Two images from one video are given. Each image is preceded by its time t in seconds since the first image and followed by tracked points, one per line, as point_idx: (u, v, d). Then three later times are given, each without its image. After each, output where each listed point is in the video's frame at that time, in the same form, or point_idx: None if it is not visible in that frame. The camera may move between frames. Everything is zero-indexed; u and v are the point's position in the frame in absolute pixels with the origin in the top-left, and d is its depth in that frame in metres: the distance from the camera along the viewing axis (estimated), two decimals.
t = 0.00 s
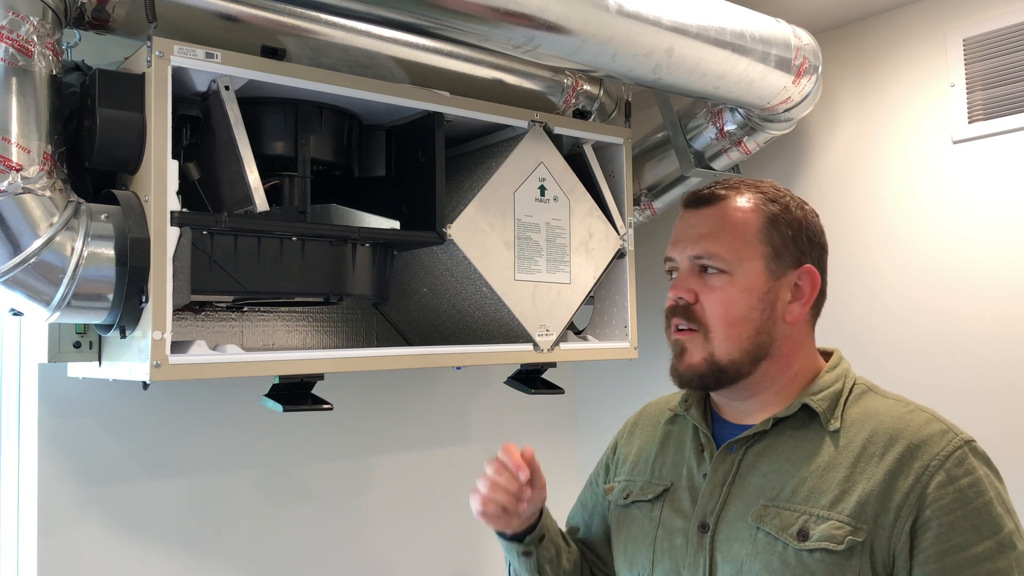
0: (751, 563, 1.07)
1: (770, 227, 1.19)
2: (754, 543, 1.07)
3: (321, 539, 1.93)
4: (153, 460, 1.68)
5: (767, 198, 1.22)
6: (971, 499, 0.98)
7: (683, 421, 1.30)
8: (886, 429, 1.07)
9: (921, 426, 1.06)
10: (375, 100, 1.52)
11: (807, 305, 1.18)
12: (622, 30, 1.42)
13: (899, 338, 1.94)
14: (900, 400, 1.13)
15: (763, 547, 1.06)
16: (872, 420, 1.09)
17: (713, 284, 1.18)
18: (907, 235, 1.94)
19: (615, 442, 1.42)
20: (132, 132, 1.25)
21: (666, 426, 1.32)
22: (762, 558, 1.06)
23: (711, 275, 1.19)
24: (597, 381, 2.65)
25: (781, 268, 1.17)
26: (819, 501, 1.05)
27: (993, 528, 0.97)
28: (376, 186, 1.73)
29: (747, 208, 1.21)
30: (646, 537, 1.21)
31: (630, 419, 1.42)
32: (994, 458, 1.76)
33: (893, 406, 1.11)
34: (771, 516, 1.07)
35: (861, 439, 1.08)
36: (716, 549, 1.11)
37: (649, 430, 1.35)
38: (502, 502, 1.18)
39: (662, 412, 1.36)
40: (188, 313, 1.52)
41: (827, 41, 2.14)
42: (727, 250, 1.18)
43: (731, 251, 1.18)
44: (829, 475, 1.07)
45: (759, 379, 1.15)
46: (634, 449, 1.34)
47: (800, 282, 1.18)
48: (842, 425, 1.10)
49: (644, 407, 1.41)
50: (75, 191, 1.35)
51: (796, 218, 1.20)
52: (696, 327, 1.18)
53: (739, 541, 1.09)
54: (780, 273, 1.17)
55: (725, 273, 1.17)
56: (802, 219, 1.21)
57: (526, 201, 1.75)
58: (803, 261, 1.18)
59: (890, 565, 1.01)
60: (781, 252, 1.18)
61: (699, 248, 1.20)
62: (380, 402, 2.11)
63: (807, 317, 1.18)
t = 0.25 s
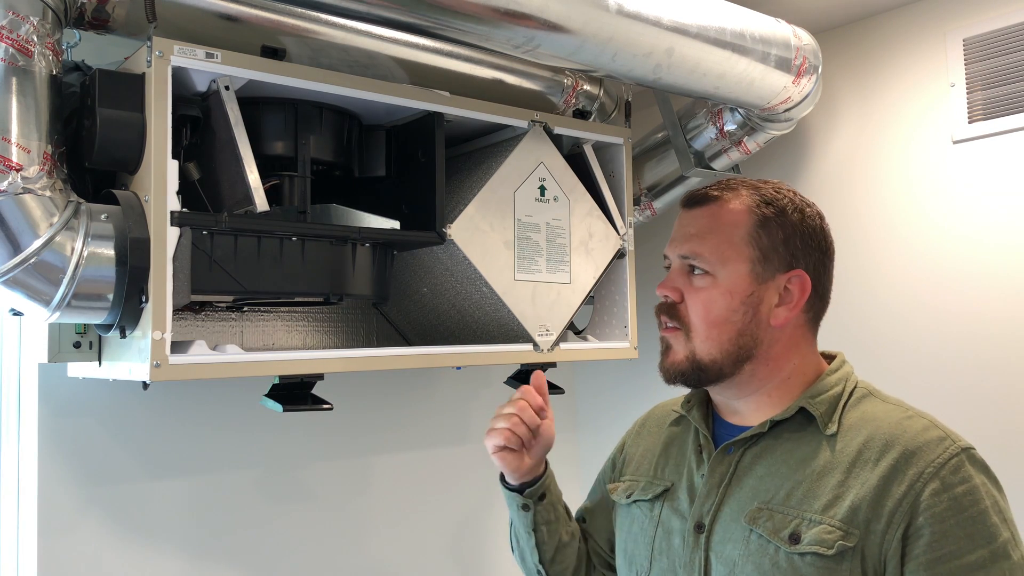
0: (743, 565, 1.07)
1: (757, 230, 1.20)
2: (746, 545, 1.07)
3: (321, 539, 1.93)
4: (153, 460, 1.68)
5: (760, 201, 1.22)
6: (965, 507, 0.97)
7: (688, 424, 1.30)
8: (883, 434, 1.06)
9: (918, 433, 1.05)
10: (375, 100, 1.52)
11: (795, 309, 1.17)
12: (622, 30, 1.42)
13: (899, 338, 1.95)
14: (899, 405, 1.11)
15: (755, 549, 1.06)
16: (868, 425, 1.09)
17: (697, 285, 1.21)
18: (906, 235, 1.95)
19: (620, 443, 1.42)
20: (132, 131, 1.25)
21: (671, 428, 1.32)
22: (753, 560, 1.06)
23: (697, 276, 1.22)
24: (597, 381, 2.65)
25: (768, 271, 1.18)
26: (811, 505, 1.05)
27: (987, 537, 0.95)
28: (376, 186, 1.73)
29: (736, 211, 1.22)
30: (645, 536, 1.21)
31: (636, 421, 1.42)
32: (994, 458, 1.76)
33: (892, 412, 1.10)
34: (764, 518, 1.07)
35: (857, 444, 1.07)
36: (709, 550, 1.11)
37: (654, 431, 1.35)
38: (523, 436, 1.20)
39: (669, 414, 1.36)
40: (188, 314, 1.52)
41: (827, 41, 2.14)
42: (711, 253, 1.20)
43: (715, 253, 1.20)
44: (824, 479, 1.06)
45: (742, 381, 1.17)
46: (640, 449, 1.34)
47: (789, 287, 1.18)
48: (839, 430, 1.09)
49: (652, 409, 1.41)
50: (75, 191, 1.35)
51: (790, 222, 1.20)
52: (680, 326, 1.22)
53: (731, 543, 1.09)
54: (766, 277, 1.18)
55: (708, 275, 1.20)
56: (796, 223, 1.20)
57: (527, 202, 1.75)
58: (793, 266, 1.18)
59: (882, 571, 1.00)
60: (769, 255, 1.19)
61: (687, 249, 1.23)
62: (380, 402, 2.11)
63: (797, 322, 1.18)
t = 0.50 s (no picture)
0: (740, 565, 1.07)
1: (761, 231, 1.20)
2: (743, 546, 1.08)
3: (321, 539, 1.93)
4: (153, 460, 1.68)
5: (763, 201, 1.22)
6: (963, 512, 0.97)
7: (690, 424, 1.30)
8: (882, 437, 1.06)
9: (919, 436, 1.04)
10: (375, 100, 1.52)
11: (799, 311, 1.17)
12: (622, 30, 1.42)
13: (900, 338, 1.94)
14: (901, 408, 1.11)
15: (752, 549, 1.07)
16: (868, 428, 1.09)
17: (700, 287, 1.21)
18: (906, 235, 1.94)
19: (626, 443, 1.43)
20: (131, 131, 1.25)
21: (676, 428, 1.32)
22: (750, 560, 1.06)
23: (700, 277, 1.22)
24: (597, 381, 2.65)
25: (771, 273, 1.18)
26: (809, 507, 1.05)
27: (984, 542, 0.95)
28: (376, 186, 1.73)
29: (740, 212, 1.22)
30: (646, 535, 1.22)
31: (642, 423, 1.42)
32: (994, 458, 1.76)
33: (893, 415, 1.10)
34: (762, 519, 1.07)
35: (857, 446, 1.07)
36: (708, 550, 1.12)
37: (659, 432, 1.35)
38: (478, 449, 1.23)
39: (674, 415, 1.36)
40: (188, 314, 1.52)
41: (827, 41, 2.14)
42: (714, 254, 1.21)
43: (718, 255, 1.20)
44: (823, 481, 1.06)
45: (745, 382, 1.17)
46: (644, 449, 1.34)
47: (793, 288, 1.18)
48: (839, 432, 1.09)
49: (658, 410, 1.41)
50: (75, 191, 1.35)
51: (794, 222, 1.20)
52: (683, 328, 1.22)
53: (729, 543, 1.09)
54: (770, 279, 1.18)
55: (711, 276, 1.20)
56: (800, 223, 1.20)
57: (527, 202, 1.75)
58: (797, 267, 1.18)
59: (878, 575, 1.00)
60: (773, 257, 1.19)
61: (690, 250, 1.24)
62: (380, 402, 2.11)
63: (801, 322, 1.18)
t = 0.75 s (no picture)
0: (737, 566, 1.07)
1: (769, 233, 1.19)
2: (740, 546, 1.07)
3: (321, 539, 1.93)
4: (153, 460, 1.68)
5: (771, 202, 1.22)
6: (958, 511, 0.97)
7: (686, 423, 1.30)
8: (878, 436, 1.06)
9: (914, 435, 1.05)
10: (375, 100, 1.52)
11: (803, 313, 1.17)
12: (622, 30, 1.42)
13: (900, 338, 1.94)
14: (896, 407, 1.11)
15: (749, 550, 1.06)
16: (864, 427, 1.09)
17: (706, 285, 1.21)
18: (906, 235, 1.94)
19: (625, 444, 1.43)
20: (131, 131, 1.25)
21: (672, 429, 1.32)
22: (747, 561, 1.06)
23: (706, 276, 1.22)
24: (597, 382, 2.65)
25: (778, 274, 1.18)
26: (806, 507, 1.05)
27: (980, 540, 0.96)
28: (376, 186, 1.73)
29: (748, 212, 1.22)
30: (644, 537, 1.22)
31: (637, 424, 1.42)
32: (994, 458, 1.76)
33: (888, 414, 1.10)
34: (759, 519, 1.07)
35: (853, 445, 1.07)
36: (706, 551, 1.11)
37: (655, 433, 1.35)
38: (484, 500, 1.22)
39: (671, 416, 1.36)
40: (188, 313, 1.52)
41: (827, 41, 2.14)
42: (722, 254, 1.20)
43: (726, 254, 1.20)
44: (820, 481, 1.06)
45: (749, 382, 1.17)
46: (640, 450, 1.34)
47: (799, 290, 1.18)
48: (836, 431, 1.09)
49: (652, 410, 1.41)
50: (75, 191, 1.35)
51: (801, 225, 1.20)
52: (687, 326, 1.22)
53: (727, 544, 1.09)
54: (776, 280, 1.18)
55: (718, 276, 1.20)
56: (808, 226, 1.20)
57: (527, 202, 1.75)
58: (802, 269, 1.19)
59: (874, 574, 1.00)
60: (780, 258, 1.19)
61: (697, 249, 1.23)
62: (380, 402, 2.11)
63: (805, 325, 1.18)
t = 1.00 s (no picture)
0: (741, 565, 1.07)
1: (790, 236, 1.18)
2: (744, 545, 1.07)
3: (321, 539, 1.93)
4: (153, 460, 1.68)
5: (789, 205, 1.21)
6: (959, 505, 0.98)
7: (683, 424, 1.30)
8: (878, 434, 1.07)
9: (913, 431, 1.05)
10: (375, 100, 1.52)
11: (818, 316, 1.18)
12: (622, 31, 1.42)
13: (899, 338, 1.95)
14: (894, 404, 1.12)
15: (753, 548, 1.06)
16: (864, 424, 1.09)
17: (731, 288, 1.16)
18: (906, 235, 1.95)
19: (620, 444, 1.43)
20: (131, 131, 1.25)
21: (668, 429, 1.32)
22: (752, 559, 1.06)
23: (729, 279, 1.17)
24: (597, 381, 2.65)
25: (800, 278, 1.17)
26: (809, 505, 1.05)
27: (981, 534, 0.96)
28: (376, 186, 1.73)
29: (769, 214, 1.19)
30: (643, 539, 1.21)
31: (631, 423, 1.42)
32: (994, 458, 1.76)
33: (887, 411, 1.11)
34: (762, 518, 1.07)
35: (853, 443, 1.08)
36: (709, 551, 1.11)
37: (651, 433, 1.35)
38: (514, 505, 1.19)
39: (666, 416, 1.36)
40: (188, 314, 1.51)
41: (827, 41, 2.14)
42: (749, 257, 1.16)
43: (753, 258, 1.16)
44: (821, 479, 1.07)
45: (769, 386, 1.15)
46: (637, 451, 1.34)
47: (813, 292, 1.18)
48: (836, 429, 1.10)
49: (646, 410, 1.42)
50: (75, 191, 1.35)
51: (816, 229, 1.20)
52: (710, 331, 1.16)
53: (730, 543, 1.09)
54: (798, 284, 1.17)
55: (745, 279, 1.16)
56: (820, 230, 1.21)
57: (527, 202, 1.75)
58: (818, 272, 1.19)
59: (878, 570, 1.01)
60: (799, 261, 1.18)
61: (722, 251, 1.18)
62: (380, 401, 2.11)
63: (816, 328, 1.19)
